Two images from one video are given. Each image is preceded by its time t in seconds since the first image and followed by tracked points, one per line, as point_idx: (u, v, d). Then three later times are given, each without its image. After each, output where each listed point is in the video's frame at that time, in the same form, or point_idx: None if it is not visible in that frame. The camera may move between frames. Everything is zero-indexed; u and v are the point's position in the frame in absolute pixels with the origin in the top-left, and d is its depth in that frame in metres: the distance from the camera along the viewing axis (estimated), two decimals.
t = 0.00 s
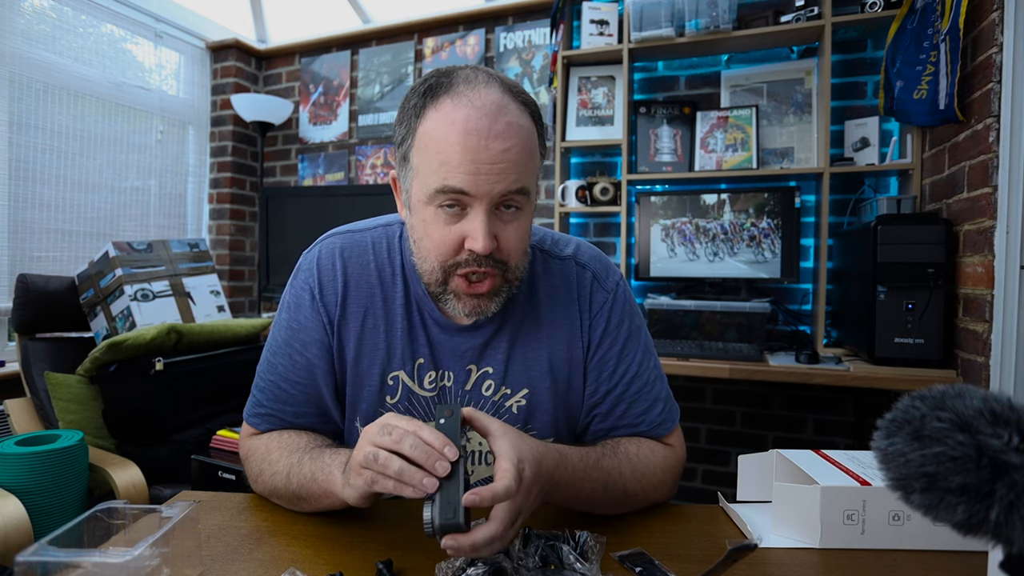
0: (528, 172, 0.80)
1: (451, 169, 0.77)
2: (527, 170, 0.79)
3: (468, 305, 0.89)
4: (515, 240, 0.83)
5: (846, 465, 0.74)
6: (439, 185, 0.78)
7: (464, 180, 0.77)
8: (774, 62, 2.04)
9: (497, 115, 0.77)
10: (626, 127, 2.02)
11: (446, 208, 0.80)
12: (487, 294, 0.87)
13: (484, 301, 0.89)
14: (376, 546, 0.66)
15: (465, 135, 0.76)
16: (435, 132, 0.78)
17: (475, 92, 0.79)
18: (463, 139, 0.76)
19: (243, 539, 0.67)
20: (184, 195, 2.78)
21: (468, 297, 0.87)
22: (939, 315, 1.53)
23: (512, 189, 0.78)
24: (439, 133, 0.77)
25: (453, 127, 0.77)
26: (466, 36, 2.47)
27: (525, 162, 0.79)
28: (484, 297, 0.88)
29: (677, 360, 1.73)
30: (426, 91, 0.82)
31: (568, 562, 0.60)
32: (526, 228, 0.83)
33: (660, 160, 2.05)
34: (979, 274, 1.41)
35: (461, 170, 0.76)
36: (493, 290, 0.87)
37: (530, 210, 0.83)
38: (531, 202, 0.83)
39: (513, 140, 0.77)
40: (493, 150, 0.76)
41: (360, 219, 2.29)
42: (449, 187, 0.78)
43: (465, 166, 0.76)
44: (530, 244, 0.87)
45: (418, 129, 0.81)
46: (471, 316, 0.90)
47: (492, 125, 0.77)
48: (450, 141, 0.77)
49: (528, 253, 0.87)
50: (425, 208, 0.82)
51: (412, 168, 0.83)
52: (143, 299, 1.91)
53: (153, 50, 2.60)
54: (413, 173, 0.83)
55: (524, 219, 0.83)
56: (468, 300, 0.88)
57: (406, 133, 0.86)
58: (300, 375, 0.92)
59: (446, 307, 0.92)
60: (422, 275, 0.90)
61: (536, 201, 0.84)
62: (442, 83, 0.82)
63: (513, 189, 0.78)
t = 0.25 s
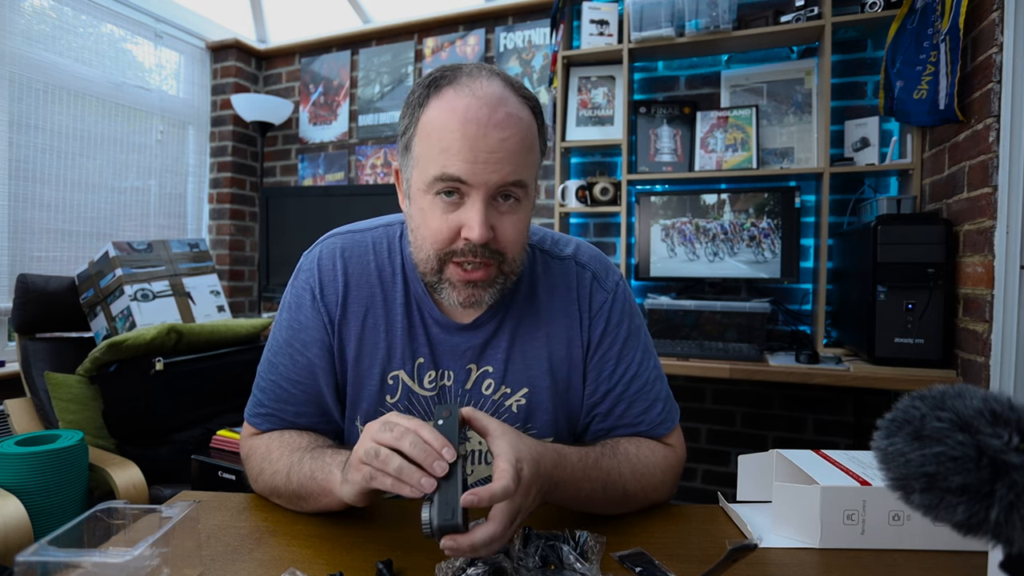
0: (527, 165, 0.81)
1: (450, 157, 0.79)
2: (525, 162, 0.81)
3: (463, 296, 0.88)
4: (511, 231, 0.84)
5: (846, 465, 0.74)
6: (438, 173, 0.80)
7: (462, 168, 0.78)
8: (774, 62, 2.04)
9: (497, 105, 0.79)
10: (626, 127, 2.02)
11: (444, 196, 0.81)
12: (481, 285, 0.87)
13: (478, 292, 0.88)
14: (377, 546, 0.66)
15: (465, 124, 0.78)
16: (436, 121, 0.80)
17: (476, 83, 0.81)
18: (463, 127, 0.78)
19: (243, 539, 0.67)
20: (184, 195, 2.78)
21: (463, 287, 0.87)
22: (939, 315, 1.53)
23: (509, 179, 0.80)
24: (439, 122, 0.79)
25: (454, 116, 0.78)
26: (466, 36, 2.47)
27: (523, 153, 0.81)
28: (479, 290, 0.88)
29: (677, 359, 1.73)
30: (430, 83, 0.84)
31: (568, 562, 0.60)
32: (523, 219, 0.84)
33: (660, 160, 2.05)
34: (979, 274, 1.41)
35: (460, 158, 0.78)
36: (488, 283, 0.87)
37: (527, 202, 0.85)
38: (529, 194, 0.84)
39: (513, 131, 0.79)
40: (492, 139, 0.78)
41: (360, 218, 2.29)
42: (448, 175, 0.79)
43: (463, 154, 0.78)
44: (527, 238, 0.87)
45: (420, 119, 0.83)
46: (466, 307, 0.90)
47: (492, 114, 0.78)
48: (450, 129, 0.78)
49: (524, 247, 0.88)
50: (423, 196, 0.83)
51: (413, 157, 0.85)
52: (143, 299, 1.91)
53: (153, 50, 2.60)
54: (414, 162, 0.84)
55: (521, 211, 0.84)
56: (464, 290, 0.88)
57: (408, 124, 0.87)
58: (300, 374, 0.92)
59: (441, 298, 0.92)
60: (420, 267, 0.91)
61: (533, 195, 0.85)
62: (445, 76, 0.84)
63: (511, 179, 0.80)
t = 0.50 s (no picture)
0: (525, 152, 0.83)
1: (451, 140, 0.81)
2: (524, 149, 0.83)
3: (461, 284, 0.88)
4: (509, 217, 0.85)
5: (846, 465, 0.74)
6: (440, 156, 0.82)
7: (463, 151, 0.80)
8: (774, 62, 2.04)
9: (498, 93, 0.81)
10: (626, 127, 2.02)
11: (445, 180, 0.83)
12: (479, 272, 0.87)
13: (477, 280, 0.88)
14: (377, 546, 0.66)
15: (466, 108, 0.80)
16: (439, 106, 0.82)
17: (479, 73, 0.84)
18: (464, 112, 0.80)
19: (243, 539, 0.67)
20: (184, 195, 2.78)
21: (462, 273, 0.87)
22: (939, 315, 1.53)
23: (508, 164, 0.82)
24: (442, 108, 0.82)
25: (456, 101, 0.81)
26: (466, 36, 2.47)
27: (523, 140, 0.83)
28: (478, 277, 0.88)
29: (677, 359, 1.73)
30: (436, 74, 0.87)
31: (568, 562, 0.60)
32: (522, 207, 0.85)
33: (660, 160, 2.05)
34: (979, 274, 1.41)
35: (460, 141, 0.80)
36: (485, 270, 0.87)
37: (526, 191, 0.86)
38: (528, 182, 0.86)
39: (513, 117, 0.81)
40: (493, 124, 0.80)
41: (360, 218, 2.29)
42: (449, 157, 0.81)
43: (464, 137, 0.80)
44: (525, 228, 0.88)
45: (424, 106, 0.85)
46: (463, 296, 0.90)
47: (493, 101, 0.81)
48: (452, 114, 0.81)
49: (523, 237, 0.89)
50: (425, 180, 0.85)
51: (417, 144, 0.87)
52: (143, 299, 1.91)
53: (154, 50, 2.60)
54: (418, 148, 0.86)
55: (520, 199, 0.86)
56: (462, 279, 0.88)
57: (413, 114, 0.90)
58: (302, 372, 0.91)
59: (441, 288, 0.92)
60: (420, 255, 0.92)
61: (532, 185, 0.87)
62: (450, 70, 0.88)
63: (510, 164, 0.82)
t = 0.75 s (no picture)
0: (527, 145, 0.85)
1: (456, 130, 0.83)
2: (525, 142, 0.85)
3: (462, 263, 0.87)
4: (510, 204, 0.86)
5: (846, 465, 0.74)
6: (445, 145, 0.84)
7: (466, 138, 0.83)
8: (774, 62, 2.04)
9: (501, 87, 0.84)
10: (626, 127, 2.02)
11: (448, 167, 0.85)
12: (480, 254, 0.87)
13: (478, 259, 0.87)
14: (376, 546, 0.66)
15: (471, 99, 0.83)
16: (445, 99, 0.85)
17: (485, 70, 0.87)
18: (469, 103, 0.83)
19: (243, 539, 0.67)
20: (184, 195, 2.78)
21: (463, 251, 0.86)
22: (939, 315, 1.53)
23: (510, 153, 0.84)
24: (448, 99, 0.84)
25: (462, 93, 0.84)
26: (466, 36, 2.47)
27: (525, 133, 0.85)
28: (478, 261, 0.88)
29: (677, 360, 1.73)
30: (445, 72, 0.90)
31: (568, 562, 0.60)
32: (523, 196, 0.87)
33: (660, 160, 2.05)
34: (979, 274, 1.41)
35: (464, 130, 0.82)
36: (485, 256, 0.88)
37: (528, 181, 0.88)
38: (530, 173, 0.87)
39: (516, 110, 0.84)
40: (495, 115, 0.82)
41: (360, 218, 2.29)
42: (453, 146, 0.83)
43: (468, 126, 0.82)
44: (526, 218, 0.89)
45: (431, 100, 0.88)
46: (465, 274, 0.88)
47: (496, 93, 0.83)
48: (458, 105, 0.83)
49: (524, 227, 0.90)
50: (429, 168, 0.87)
51: (422, 135, 0.89)
52: (143, 300, 1.91)
53: (154, 50, 2.60)
54: (423, 139, 0.88)
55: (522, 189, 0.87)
56: (464, 254, 0.86)
57: (420, 110, 0.92)
58: (305, 370, 0.91)
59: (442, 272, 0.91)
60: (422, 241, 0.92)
61: (533, 177, 0.88)
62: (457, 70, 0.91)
63: (512, 152, 0.84)
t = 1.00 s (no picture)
0: (516, 140, 0.85)
1: (446, 122, 0.84)
2: (514, 137, 0.85)
3: (441, 256, 0.89)
4: (494, 200, 0.86)
5: (846, 465, 0.74)
6: (434, 136, 0.85)
7: (453, 130, 0.83)
8: (774, 62, 2.04)
9: (495, 84, 0.85)
10: (626, 127, 2.02)
11: (437, 158, 0.86)
12: (460, 248, 0.87)
13: (456, 254, 0.88)
14: (376, 546, 0.66)
15: (463, 93, 0.84)
16: (441, 93, 0.86)
17: (484, 69, 0.88)
18: (461, 97, 0.84)
19: (243, 539, 0.67)
20: (184, 195, 2.78)
21: (442, 245, 0.88)
22: (939, 315, 1.53)
23: (495, 147, 0.84)
24: (444, 92, 0.86)
25: (456, 88, 0.85)
26: (466, 36, 2.47)
27: (515, 129, 0.85)
28: (458, 253, 0.88)
29: (677, 360, 1.73)
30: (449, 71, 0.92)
31: (568, 562, 0.60)
32: (509, 192, 0.86)
33: (660, 160, 2.05)
34: (979, 274, 1.41)
35: (452, 122, 0.83)
36: (467, 248, 0.87)
37: (516, 177, 0.87)
38: (518, 170, 0.87)
39: (505, 105, 0.84)
40: (484, 108, 0.83)
41: (360, 218, 2.29)
42: (441, 137, 0.84)
43: (458, 119, 0.83)
44: (512, 214, 0.89)
45: (431, 95, 0.89)
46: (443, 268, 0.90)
47: (488, 89, 0.84)
48: (450, 98, 0.84)
49: (510, 223, 0.89)
50: (422, 159, 0.88)
51: (422, 129, 0.90)
52: (143, 299, 1.90)
53: (153, 50, 2.60)
54: (421, 133, 0.90)
55: (509, 185, 0.87)
56: (443, 250, 0.88)
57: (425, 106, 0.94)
58: (306, 363, 0.91)
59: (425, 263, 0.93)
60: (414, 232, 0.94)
61: (522, 174, 0.88)
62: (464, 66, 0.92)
63: (497, 147, 0.84)
